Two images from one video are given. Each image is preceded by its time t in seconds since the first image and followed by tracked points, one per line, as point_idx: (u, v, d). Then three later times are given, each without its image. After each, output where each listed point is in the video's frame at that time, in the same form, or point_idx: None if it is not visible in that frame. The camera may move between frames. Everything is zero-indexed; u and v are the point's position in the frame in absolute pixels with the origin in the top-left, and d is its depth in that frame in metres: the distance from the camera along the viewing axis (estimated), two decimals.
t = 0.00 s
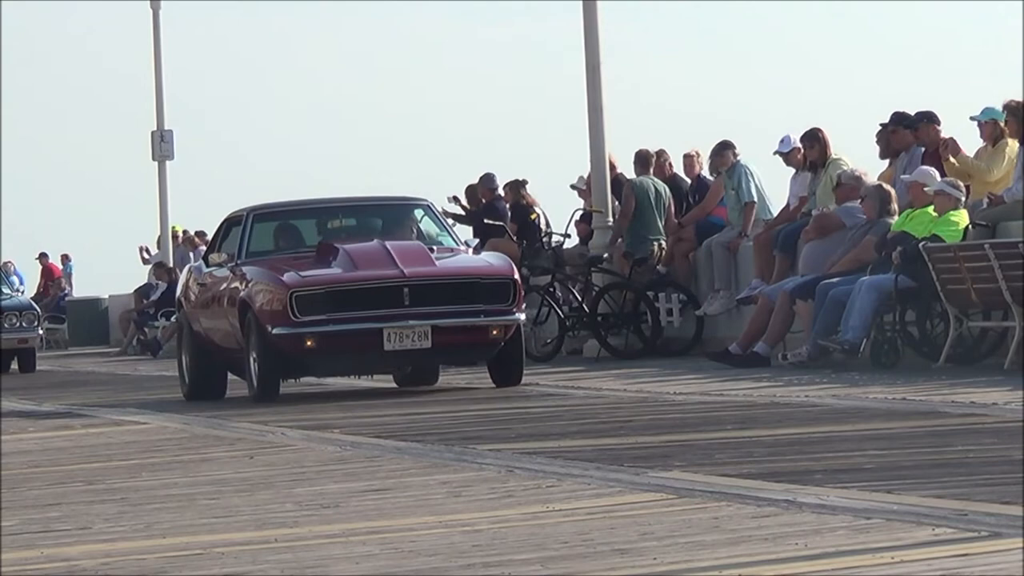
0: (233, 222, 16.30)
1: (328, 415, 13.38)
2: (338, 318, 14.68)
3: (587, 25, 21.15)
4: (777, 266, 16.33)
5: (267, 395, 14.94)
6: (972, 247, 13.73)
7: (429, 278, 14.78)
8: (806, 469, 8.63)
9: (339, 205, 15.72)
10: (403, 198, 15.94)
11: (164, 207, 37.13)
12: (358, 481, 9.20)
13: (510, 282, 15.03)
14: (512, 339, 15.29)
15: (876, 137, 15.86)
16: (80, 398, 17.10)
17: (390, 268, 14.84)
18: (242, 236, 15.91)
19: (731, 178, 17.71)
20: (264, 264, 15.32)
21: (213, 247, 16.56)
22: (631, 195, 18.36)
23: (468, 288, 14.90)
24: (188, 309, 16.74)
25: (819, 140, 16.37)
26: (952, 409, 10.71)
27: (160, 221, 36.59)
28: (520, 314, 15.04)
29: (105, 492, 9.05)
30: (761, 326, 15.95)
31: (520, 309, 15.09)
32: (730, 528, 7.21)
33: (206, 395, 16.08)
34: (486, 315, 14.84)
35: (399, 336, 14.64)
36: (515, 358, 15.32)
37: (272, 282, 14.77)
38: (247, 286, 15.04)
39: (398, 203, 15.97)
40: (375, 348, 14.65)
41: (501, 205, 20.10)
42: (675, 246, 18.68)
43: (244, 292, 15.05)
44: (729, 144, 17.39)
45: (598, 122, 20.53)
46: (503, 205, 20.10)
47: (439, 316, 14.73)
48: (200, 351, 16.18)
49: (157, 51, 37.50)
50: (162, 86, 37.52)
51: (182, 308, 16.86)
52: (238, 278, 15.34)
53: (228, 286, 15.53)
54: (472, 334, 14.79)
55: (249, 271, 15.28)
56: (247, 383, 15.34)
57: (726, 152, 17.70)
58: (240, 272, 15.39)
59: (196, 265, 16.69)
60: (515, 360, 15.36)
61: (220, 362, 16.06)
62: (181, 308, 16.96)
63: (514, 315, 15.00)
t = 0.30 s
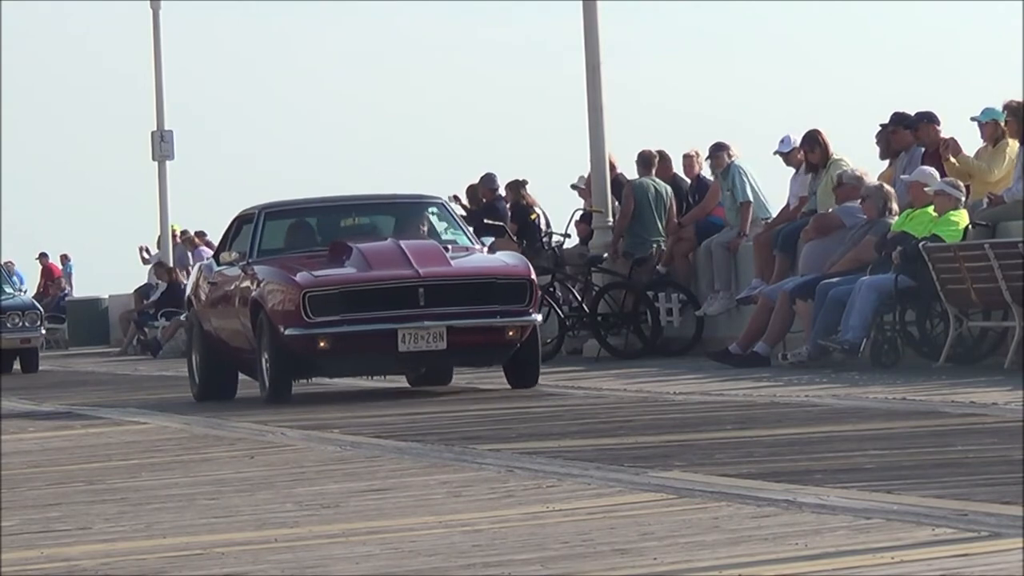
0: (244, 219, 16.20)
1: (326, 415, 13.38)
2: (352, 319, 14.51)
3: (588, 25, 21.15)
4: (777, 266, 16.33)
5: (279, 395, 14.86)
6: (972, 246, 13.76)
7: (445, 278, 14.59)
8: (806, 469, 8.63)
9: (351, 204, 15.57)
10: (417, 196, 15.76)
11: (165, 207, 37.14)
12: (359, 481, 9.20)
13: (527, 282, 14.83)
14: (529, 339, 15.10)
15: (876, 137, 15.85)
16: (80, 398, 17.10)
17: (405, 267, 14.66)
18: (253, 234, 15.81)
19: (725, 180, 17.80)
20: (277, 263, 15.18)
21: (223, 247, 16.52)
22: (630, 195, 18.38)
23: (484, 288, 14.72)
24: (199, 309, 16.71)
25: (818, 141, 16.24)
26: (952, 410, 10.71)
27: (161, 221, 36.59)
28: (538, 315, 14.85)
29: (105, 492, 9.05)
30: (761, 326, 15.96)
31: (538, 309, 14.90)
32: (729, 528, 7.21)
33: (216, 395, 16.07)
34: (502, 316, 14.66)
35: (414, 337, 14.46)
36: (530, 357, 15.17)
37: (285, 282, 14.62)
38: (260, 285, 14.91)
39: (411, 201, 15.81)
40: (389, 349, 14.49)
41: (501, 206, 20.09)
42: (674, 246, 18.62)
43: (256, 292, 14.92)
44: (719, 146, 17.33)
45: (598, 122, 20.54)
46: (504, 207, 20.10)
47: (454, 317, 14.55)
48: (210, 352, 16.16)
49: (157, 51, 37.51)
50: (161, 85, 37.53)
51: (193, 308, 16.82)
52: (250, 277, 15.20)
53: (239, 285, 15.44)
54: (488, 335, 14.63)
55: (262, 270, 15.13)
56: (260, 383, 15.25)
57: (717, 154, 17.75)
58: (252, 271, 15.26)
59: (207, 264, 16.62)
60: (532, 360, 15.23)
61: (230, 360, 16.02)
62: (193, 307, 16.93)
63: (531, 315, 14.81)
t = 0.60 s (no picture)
0: (256, 216, 16.03)
1: (326, 415, 13.37)
2: (367, 319, 14.31)
3: (588, 25, 21.15)
4: (777, 266, 16.34)
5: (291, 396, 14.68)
6: (972, 246, 13.74)
7: (461, 278, 14.38)
8: (805, 469, 8.63)
9: (364, 202, 15.39)
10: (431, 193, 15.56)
11: (165, 207, 37.13)
12: (358, 482, 9.20)
13: (545, 281, 14.62)
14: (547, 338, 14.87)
15: (876, 137, 15.83)
16: (80, 398, 17.10)
17: (420, 267, 14.45)
18: (266, 231, 15.62)
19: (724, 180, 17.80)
20: (289, 262, 14.99)
21: (233, 244, 16.33)
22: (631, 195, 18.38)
23: (501, 288, 14.51)
24: (210, 307, 16.55)
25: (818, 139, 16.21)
26: (952, 410, 10.71)
27: (161, 221, 36.59)
28: (555, 315, 14.64)
29: (105, 492, 9.05)
30: (761, 326, 15.96)
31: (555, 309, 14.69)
32: (729, 528, 7.21)
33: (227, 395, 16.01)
34: (520, 316, 14.45)
35: (430, 337, 14.26)
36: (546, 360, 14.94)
37: (298, 281, 14.43)
38: (273, 285, 14.72)
39: (425, 198, 15.61)
40: (405, 349, 14.29)
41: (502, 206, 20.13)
42: (674, 245, 18.59)
43: (269, 291, 14.74)
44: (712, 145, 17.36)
45: (598, 122, 20.54)
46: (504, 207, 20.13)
47: (470, 317, 14.35)
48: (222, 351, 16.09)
49: (157, 51, 37.51)
50: (161, 85, 37.51)
51: (205, 307, 16.66)
52: (263, 276, 15.03)
53: (251, 284, 15.29)
54: (505, 335, 14.43)
55: (274, 269, 14.94)
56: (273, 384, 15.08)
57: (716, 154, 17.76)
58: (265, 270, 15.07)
59: (217, 262, 16.47)
60: (548, 361, 14.98)
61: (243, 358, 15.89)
62: (203, 306, 16.80)
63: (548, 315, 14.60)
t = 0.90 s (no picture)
0: (270, 214, 15.85)
1: (326, 415, 13.37)
2: (383, 320, 14.03)
3: (588, 25, 21.16)
4: (777, 266, 16.34)
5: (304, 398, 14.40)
6: (972, 246, 13.69)
7: (479, 278, 14.09)
8: (806, 469, 8.63)
9: (379, 201, 15.27)
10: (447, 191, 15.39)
11: (165, 208, 37.13)
12: (359, 482, 9.20)
13: (564, 282, 14.34)
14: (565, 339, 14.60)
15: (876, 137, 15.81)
16: (81, 398, 17.10)
17: (436, 267, 14.16)
18: (279, 229, 15.43)
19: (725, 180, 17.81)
20: (303, 262, 14.70)
21: (246, 241, 16.10)
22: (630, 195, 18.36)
23: (518, 289, 14.23)
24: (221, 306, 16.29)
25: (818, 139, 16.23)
26: (953, 410, 10.72)
27: (161, 221, 36.59)
28: (574, 315, 14.36)
29: (105, 493, 9.05)
30: (761, 326, 15.95)
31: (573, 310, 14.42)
32: (730, 528, 7.21)
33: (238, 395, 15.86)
34: (537, 317, 14.18)
35: (447, 339, 13.99)
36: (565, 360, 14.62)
37: (312, 281, 14.14)
38: (286, 285, 14.43)
39: (441, 196, 15.45)
40: (421, 351, 14.01)
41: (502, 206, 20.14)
42: (674, 245, 18.57)
43: (282, 291, 14.46)
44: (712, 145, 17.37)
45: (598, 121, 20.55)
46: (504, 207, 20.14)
47: (488, 318, 14.07)
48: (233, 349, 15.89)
49: (157, 51, 37.51)
50: (161, 85, 37.50)
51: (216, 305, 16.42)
52: (276, 276, 14.75)
53: (264, 283, 15.04)
54: (523, 336, 14.15)
55: (287, 269, 14.65)
56: (286, 385, 14.81)
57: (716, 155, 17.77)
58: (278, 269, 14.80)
59: (229, 260, 16.24)
60: (566, 362, 14.65)
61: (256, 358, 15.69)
62: (214, 305, 16.55)
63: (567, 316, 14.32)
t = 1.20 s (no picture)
0: (281, 212, 15.51)
1: (325, 415, 13.36)
2: (399, 320, 13.76)
3: (588, 25, 21.15)
4: (777, 265, 16.34)
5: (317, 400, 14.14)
6: (972, 246, 13.62)
7: (496, 277, 13.80)
8: (806, 469, 8.63)
9: (395, 198, 14.95)
10: (462, 187, 15.09)
11: (165, 207, 37.12)
12: (359, 482, 9.19)
13: (583, 281, 14.07)
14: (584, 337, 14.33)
15: (875, 137, 15.80)
16: (80, 398, 17.10)
17: (454, 265, 13.89)
18: (291, 226, 15.07)
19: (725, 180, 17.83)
20: (317, 260, 14.42)
21: (260, 237, 15.85)
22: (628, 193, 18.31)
23: (538, 289, 13.95)
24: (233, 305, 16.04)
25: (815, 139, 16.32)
26: (953, 410, 10.71)
27: (161, 221, 36.57)
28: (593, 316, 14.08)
29: (104, 493, 9.05)
30: (761, 326, 15.93)
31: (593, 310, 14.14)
32: (729, 527, 7.21)
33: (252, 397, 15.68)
34: (556, 317, 13.90)
35: (464, 339, 13.71)
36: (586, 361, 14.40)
37: (326, 280, 13.87)
38: (299, 284, 14.15)
39: (456, 193, 15.15)
40: (437, 351, 13.72)
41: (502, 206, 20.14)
42: (674, 245, 18.62)
43: (296, 289, 14.18)
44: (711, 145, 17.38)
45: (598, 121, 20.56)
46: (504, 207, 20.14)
47: (506, 318, 13.79)
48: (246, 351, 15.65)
49: (157, 51, 37.50)
50: (161, 85, 37.50)
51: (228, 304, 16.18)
52: (289, 274, 14.47)
53: (277, 282, 14.76)
54: (542, 336, 13.87)
55: (301, 267, 14.37)
56: (299, 385, 14.54)
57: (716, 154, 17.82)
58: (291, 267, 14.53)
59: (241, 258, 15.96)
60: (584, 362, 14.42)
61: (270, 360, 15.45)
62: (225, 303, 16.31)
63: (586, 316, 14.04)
